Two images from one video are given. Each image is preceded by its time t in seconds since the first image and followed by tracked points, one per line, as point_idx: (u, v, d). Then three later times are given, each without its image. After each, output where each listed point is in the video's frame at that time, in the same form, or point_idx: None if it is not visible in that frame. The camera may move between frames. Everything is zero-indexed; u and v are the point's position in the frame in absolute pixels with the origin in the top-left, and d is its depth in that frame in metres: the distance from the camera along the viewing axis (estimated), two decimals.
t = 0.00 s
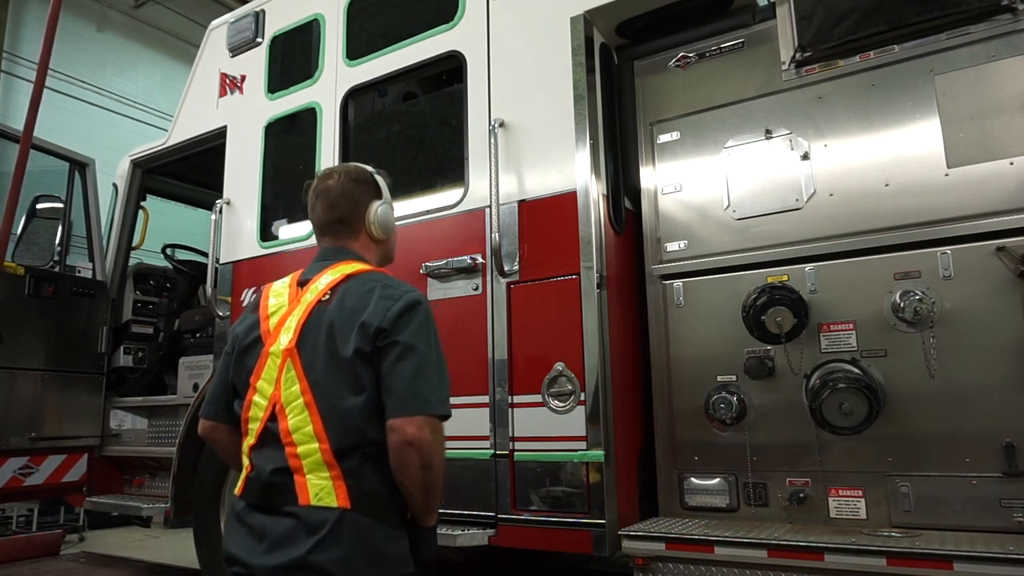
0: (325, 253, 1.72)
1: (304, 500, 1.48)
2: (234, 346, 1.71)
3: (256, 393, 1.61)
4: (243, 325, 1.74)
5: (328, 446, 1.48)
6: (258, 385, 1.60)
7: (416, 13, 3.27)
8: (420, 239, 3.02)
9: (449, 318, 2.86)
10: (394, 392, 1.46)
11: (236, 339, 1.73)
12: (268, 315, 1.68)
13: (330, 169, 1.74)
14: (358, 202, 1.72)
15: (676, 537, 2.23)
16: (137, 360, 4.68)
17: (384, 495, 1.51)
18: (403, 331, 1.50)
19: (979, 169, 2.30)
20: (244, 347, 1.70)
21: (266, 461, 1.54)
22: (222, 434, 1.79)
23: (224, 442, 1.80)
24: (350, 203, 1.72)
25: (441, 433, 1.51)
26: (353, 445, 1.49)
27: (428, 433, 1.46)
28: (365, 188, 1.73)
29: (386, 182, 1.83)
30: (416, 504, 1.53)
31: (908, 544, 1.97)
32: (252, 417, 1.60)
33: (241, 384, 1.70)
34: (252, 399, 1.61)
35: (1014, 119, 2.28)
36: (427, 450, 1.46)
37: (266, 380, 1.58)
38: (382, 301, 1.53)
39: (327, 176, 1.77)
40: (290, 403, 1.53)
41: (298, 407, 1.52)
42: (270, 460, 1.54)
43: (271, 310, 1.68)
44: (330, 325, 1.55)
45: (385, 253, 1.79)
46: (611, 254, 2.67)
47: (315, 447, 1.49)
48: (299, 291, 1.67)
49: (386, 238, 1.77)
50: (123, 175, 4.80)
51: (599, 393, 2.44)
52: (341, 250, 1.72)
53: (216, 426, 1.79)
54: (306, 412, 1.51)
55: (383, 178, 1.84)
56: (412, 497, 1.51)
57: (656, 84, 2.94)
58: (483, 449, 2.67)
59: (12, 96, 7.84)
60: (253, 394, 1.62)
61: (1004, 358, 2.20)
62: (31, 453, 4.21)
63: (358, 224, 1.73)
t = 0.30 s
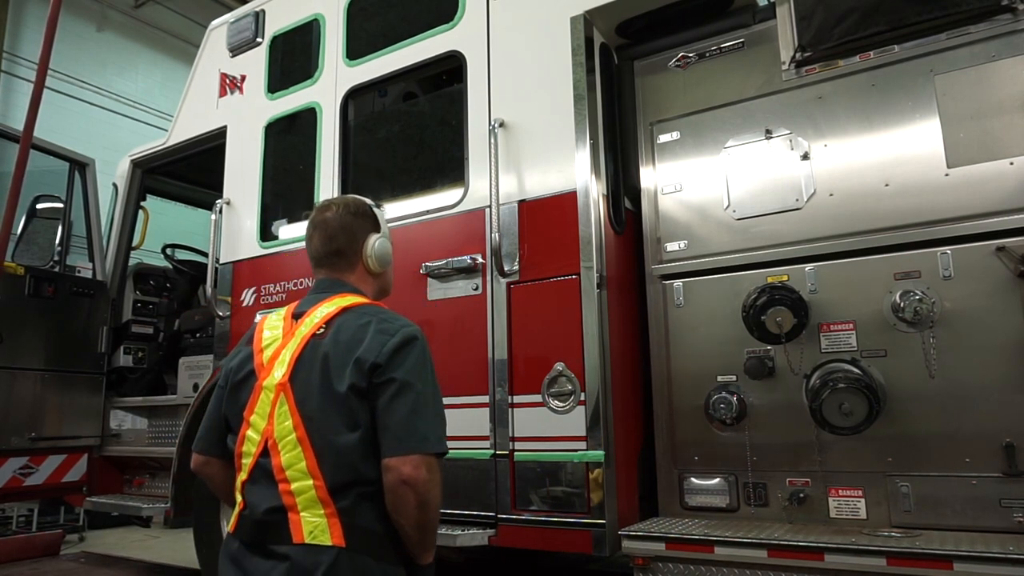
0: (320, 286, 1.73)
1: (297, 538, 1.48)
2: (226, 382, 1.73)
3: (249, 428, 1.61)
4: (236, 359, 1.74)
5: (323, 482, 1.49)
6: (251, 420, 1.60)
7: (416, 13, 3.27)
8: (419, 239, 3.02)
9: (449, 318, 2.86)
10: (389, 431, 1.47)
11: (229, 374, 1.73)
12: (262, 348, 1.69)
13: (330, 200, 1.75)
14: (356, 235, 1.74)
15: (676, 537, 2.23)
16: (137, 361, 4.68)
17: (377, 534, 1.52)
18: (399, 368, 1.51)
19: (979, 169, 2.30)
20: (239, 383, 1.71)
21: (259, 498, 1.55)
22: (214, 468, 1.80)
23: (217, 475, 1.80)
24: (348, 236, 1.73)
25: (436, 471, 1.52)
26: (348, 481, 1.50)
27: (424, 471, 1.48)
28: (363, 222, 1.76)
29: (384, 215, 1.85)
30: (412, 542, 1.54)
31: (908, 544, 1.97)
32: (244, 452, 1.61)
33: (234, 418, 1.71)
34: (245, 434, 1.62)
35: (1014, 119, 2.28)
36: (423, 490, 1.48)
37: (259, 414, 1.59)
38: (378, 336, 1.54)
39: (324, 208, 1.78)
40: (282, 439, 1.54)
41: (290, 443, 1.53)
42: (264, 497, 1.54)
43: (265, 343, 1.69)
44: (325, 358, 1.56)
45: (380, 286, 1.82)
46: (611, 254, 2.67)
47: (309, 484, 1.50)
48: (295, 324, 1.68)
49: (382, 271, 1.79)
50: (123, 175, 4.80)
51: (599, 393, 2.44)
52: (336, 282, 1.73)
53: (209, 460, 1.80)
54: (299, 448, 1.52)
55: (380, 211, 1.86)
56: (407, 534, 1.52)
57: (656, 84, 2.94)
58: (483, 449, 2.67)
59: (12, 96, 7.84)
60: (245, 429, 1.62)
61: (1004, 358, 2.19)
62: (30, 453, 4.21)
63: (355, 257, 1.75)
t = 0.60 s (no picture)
0: (317, 286, 1.74)
1: (298, 537, 1.48)
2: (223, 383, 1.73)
3: (247, 428, 1.61)
4: (233, 360, 1.75)
5: (323, 481, 1.50)
6: (250, 419, 1.60)
7: (416, 13, 3.27)
8: (419, 239, 3.01)
9: (449, 318, 2.86)
10: (394, 427, 1.48)
11: (227, 375, 1.73)
12: (259, 348, 1.69)
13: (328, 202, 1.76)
14: (353, 236, 1.75)
15: (676, 537, 2.23)
16: (137, 360, 4.68)
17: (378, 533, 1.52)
18: (402, 364, 1.52)
19: (978, 169, 2.30)
20: (237, 385, 1.71)
21: (259, 498, 1.55)
22: (211, 471, 1.80)
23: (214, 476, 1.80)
24: (345, 237, 1.74)
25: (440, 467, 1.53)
26: (349, 480, 1.51)
27: (430, 467, 1.48)
28: (361, 223, 1.77)
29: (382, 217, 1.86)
30: (414, 538, 1.54)
31: (908, 544, 1.97)
32: (243, 452, 1.60)
33: (232, 419, 1.71)
34: (244, 434, 1.62)
35: (1014, 119, 2.28)
36: (429, 485, 1.48)
37: (258, 414, 1.59)
38: (379, 333, 1.55)
39: (322, 210, 1.79)
40: (282, 438, 1.54)
41: (290, 442, 1.53)
42: (263, 498, 1.54)
43: (263, 343, 1.69)
44: (326, 356, 1.56)
45: (377, 288, 1.83)
46: (611, 254, 2.67)
47: (310, 483, 1.50)
48: (292, 324, 1.68)
49: (380, 272, 1.79)
50: (123, 175, 4.80)
51: (599, 393, 2.44)
52: (333, 283, 1.74)
53: (206, 462, 1.80)
54: (299, 447, 1.52)
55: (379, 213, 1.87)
56: (411, 531, 1.52)
57: (656, 84, 2.94)
58: (483, 449, 2.67)
59: (11, 96, 7.84)
60: (244, 429, 1.62)
61: (1004, 358, 2.19)
62: (30, 453, 4.21)
63: (352, 258, 1.76)
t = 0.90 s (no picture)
0: (293, 292, 1.77)
1: (270, 536, 1.52)
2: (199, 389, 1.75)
3: (221, 431, 1.64)
4: (209, 363, 1.76)
5: (293, 482, 1.53)
6: (223, 422, 1.64)
7: (416, 13, 3.27)
8: (419, 239, 3.01)
9: (449, 318, 2.86)
10: (360, 431, 1.51)
11: (201, 378, 1.75)
12: (234, 352, 1.72)
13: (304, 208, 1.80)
14: (329, 242, 1.79)
15: (675, 537, 2.23)
16: (137, 360, 4.68)
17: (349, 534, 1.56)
18: (368, 369, 1.55)
19: (979, 169, 2.30)
20: (211, 388, 1.73)
21: (232, 499, 1.58)
22: (193, 473, 1.81)
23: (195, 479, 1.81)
24: (319, 243, 1.77)
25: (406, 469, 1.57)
26: (319, 481, 1.54)
27: (395, 468, 1.52)
28: (337, 229, 1.80)
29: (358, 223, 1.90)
30: (383, 539, 1.57)
31: (908, 544, 1.97)
32: (217, 454, 1.64)
33: (208, 423, 1.74)
34: (218, 437, 1.65)
35: (1014, 119, 2.28)
36: (396, 486, 1.51)
37: (231, 417, 1.62)
38: (346, 339, 1.58)
39: (297, 216, 1.82)
40: (254, 441, 1.58)
41: (262, 444, 1.57)
42: (237, 497, 1.58)
43: (237, 348, 1.72)
44: (294, 361, 1.58)
45: (353, 292, 1.86)
46: (611, 254, 2.67)
47: (280, 484, 1.54)
48: (265, 327, 1.70)
49: (354, 277, 1.83)
50: (123, 175, 4.80)
51: (599, 393, 2.44)
52: (308, 288, 1.77)
53: (187, 465, 1.81)
54: (270, 450, 1.56)
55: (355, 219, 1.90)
56: (379, 531, 1.55)
57: (656, 84, 2.94)
58: (483, 449, 2.67)
59: (11, 96, 7.84)
60: (218, 431, 1.66)
61: (1004, 358, 2.19)
62: (30, 453, 4.21)
63: (328, 263, 1.79)
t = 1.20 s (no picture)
0: (245, 298, 1.77)
1: (216, 528, 1.54)
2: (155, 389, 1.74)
3: (174, 429, 1.65)
4: (164, 365, 1.76)
5: (238, 477, 1.54)
6: (176, 421, 1.64)
7: (415, 13, 3.27)
8: (418, 239, 3.01)
9: (449, 318, 2.86)
10: (299, 433, 1.51)
11: (156, 379, 1.75)
12: (188, 355, 1.71)
13: (262, 218, 1.82)
14: (284, 251, 1.80)
15: (675, 537, 2.23)
16: (137, 360, 4.70)
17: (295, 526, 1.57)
18: (309, 374, 1.55)
19: (979, 169, 2.30)
20: (163, 388, 1.73)
21: (184, 492, 1.60)
22: (147, 466, 1.80)
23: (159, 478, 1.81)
24: (273, 251, 1.79)
25: (344, 467, 1.56)
26: (261, 477, 1.55)
27: (330, 468, 1.51)
28: (293, 239, 1.82)
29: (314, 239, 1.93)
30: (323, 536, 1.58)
31: (908, 544, 1.97)
32: (171, 450, 1.65)
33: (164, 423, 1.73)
34: (171, 434, 1.65)
35: (1014, 119, 2.28)
36: (329, 486, 1.51)
37: (183, 416, 1.63)
38: (291, 344, 1.58)
39: (255, 227, 1.84)
40: (203, 439, 1.58)
41: (210, 442, 1.57)
42: (188, 492, 1.59)
43: (191, 351, 1.71)
44: (241, 364, 1.59)
45: (305, 303, 1.86)
46: (611, 254, 2.67)
47: (225, 479, 1.55)
48: (218, 330, 1.71)
49: (308, 287, 1.84)
50: (123, 175, 4.80)
51: (599, 392, 2.44)
52: (260, 294, 1.78)
53: (143, 459, 1.81)
54: (217, 447, 1.56)
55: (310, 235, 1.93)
56: (318, 527, 1.55)
57: (656, 84, 2.94)
58: (483, 449, 2.67)
59: (11, 96, 7.83)
60: (172, 430, 1.66)
61: (1004, 358, 2.19)
62: (30, 453, 4.21)
63: (282, 271, 1.80)
